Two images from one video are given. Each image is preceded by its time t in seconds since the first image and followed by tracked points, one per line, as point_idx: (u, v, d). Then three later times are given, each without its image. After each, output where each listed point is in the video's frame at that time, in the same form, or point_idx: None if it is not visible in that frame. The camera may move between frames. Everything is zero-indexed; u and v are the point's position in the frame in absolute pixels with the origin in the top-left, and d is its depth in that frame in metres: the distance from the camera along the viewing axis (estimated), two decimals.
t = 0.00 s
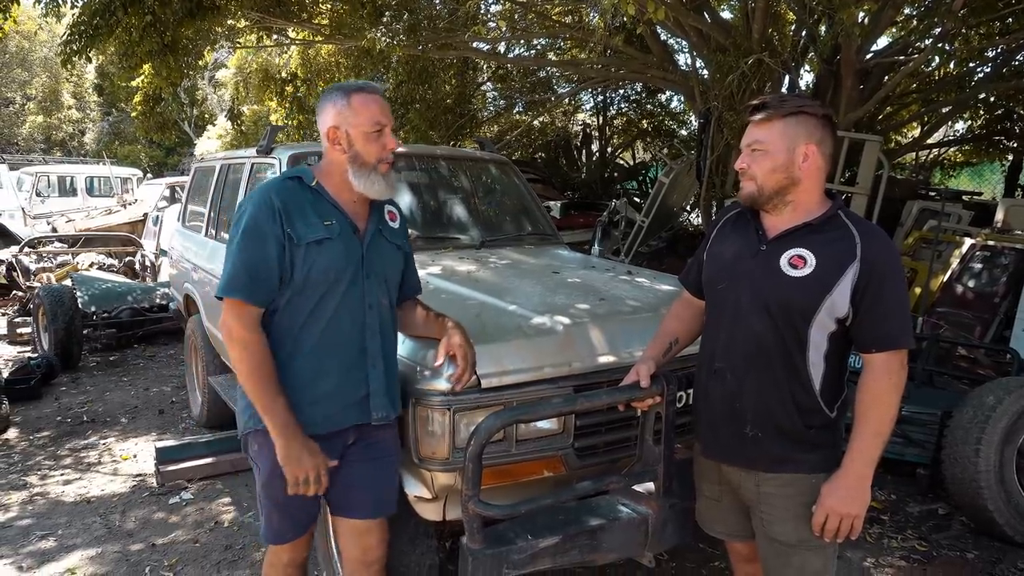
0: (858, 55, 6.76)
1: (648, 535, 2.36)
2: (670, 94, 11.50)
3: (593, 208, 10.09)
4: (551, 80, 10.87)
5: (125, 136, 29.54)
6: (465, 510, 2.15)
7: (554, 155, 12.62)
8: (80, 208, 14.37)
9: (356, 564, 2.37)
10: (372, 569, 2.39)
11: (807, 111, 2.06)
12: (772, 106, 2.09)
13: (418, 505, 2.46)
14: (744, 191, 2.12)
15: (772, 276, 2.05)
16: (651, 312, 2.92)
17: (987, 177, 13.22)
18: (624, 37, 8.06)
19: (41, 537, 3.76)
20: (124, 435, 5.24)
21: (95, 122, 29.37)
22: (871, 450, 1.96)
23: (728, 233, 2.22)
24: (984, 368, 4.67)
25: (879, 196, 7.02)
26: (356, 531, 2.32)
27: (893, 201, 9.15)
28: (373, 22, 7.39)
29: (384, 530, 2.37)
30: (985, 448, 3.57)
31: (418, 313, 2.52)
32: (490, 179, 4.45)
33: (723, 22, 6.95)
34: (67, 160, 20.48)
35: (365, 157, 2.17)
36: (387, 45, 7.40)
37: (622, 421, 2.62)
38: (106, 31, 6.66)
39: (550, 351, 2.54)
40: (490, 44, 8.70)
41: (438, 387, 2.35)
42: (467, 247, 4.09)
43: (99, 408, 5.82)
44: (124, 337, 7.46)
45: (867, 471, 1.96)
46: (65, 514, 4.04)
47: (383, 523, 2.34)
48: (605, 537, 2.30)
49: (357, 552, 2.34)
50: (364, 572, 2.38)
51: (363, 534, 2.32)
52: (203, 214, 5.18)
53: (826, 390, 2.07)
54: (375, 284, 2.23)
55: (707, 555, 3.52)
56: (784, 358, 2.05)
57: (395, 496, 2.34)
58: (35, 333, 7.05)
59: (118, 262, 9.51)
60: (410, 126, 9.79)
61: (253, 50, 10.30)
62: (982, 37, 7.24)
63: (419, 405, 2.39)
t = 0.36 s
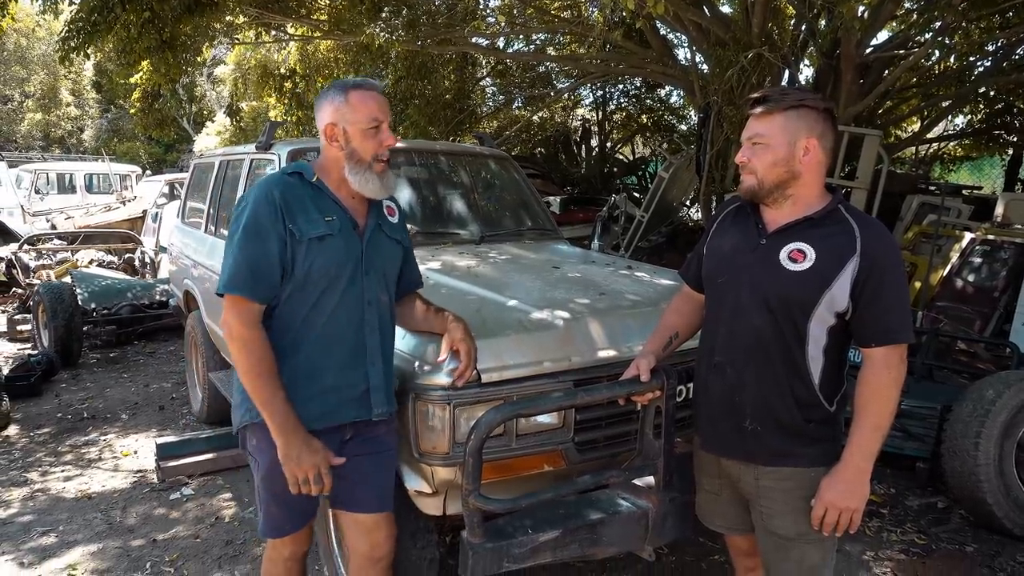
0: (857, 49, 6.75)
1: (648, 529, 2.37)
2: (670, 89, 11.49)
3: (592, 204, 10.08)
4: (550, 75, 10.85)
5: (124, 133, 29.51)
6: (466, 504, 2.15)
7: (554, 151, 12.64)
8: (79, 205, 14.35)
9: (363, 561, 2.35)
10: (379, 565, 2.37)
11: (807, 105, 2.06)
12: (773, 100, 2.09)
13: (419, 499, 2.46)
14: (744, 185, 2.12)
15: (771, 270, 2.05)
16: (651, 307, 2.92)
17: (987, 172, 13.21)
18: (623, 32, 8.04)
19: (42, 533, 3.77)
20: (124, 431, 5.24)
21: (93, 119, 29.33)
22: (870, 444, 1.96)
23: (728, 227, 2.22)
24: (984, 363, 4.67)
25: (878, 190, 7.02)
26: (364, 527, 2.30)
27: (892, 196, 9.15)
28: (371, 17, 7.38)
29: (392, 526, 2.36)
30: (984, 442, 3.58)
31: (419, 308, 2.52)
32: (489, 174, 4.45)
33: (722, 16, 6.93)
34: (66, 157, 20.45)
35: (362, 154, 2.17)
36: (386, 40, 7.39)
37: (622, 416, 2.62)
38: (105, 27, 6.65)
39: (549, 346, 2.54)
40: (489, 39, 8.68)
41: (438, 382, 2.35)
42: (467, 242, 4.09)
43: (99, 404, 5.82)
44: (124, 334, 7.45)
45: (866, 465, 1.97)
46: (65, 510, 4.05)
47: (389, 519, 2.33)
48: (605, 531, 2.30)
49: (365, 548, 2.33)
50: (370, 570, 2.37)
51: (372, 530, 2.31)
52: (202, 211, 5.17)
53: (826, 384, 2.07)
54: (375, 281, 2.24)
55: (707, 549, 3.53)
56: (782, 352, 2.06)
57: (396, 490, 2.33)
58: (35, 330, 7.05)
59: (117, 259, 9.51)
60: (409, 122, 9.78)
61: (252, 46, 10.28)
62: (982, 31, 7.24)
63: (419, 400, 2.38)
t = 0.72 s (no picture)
0: (853, 46, 6.75)
1: (644, 526, 2.37)
2: (665, 85, 11.49)
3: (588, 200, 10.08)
4: (546, 72, 10.86)
5: (118, 130, 29.42)
6: (461, 502, 2.15)
7: (550, 148, 12.70)
8: (73, 201, 14.31)
9: (356, 558, 2.33)
10: (373, 561, 2.35)
11: (803, 102, 2.06)
12: (769, 97, 2.09)
13: (415, 496, 2.46)
14: (740, 182, 2.13)
15: (767, 268, 2.05)
16: (647, 304, 2.92)
17: (981, 168, 13.25)
18: (619, 29, 8.04)
19: (37, 531, 3.76)
20: (119, 429, 5.23)
21: (87, 115, 29.19)
22: (863, 441, 1.97)
23: (724, 224, 2.22)
24: (977, 359, 4.68)
25: (873, 187, 7.03)
26: (359, 523, 2.29)
27: (887, 192, 9.17)
28: (366, 13, 7.45)
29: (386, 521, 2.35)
30: (978, 438, 3.59)
31: (413, 306, 2.52)
32: (485, 171, 4.45)
33: (718, 13, 6.93)
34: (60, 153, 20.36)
35: (332, 153, 2.16)
36: (381, 36, 7.38)
37: (618, 413, 2.63)
38: (99, 23, 6.62)
39: (545, 344, 2.55)
40: (485, 35, 8.67)
41: (434, 379, 2.36)
42: (463, 239, 4.09)
43: (94, 402, 5.80)
44: (119, 331, 7.43)
45: (860, 461, 1.98)
46: (60, 507, 4.04)
47: (383, 514, 2.33)
48: (601, 528, 2.31)
49: (360, 544, 2.31)
50: (362, 568, 2.34)
51: (367, 525, 2.30)
52: (197, 207, 5.16)
53: (820, 381, 2.08)
54: (358, 280, 2.24)
55: (702, 545, 3.54)
56: (777, 350, 2.06)
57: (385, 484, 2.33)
58: (29, 327, 7.02)
59: (112, 256, 9.48)
60: (405, 118, 9.77)
61: (246, 42, 10.25)
62: (977, 27, 7.25)
63: (414, 397, 2.38)
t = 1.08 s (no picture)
0: (852, 47, 6.75)
1: (641, 526, 2.37)
2: (665, 85, 11.35)
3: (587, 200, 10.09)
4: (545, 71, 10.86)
5: (117, 128, 29.42)
6: (460, 501, 2.15)
7: (549, 147, 12.78)
8: (72, 199, 14.29)
9: (348, 555, 2.33)
10: (364, 558, 2.36)
11: (803, 102, 2.06)
12: (769, 97, 2.08)
13: (412, 496, 2.46)
14: (740, 182, 2.13)
15: (766, 268, 2.05)
16: (646, 304, 2.92)
17: (980, 169, 13.28)
18: (618, 28, 8.03)
19: (35, 529, 3.76)
20: (117, 427, 5.23)
21: (85, 113, 29.12)
22: (862, 442, 1.97)
23: (723, 225, 2.22)
24: (975, 360, 4.69)
25: (872, 187, 7.03)
26: (346, 521, 2.29)
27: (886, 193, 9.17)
28: (366, 13, 7.41)
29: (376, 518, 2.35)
30: (975, 439, 3.59)
31: (411, 305, 2.52)
32: (484, 170, 4.45)
33: (717, 13, 6.93)
34: (59, 151, 20.33)
35: (327, 150, 2.16)
36: (380, 35, 7.37)
37: (616, 413, 2.63)
38: (98, 21, 6.61)
39: (544, 343, 2.55)
40: (484, 35, 8.66)
41: (432, 378, 2.36)
42: (461, 239, 4.08)
43: (91, 400, 5.79)
44: (117, 329, 7.42)
45: (858, 462, 1.98)
46: (58, 506, 4.04)
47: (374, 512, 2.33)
48: (598, 527, 2.31)
49: (349, 542, 2.31)
50: (356, 565, 2.35)
51: (355, 523, 2.30)
52: (195, 206, 5.15)
53: (820, 382, 2.08)
54: (350, 275, 2.23)
55: (699, 544, 3.55)
56: (776, 351, 2.06)
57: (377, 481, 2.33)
58: (27, 325, 7.01)
59: (110, 254, 9.47)
60: (404, 118, 9.77)
61: (245, 41, 10.24)
62: (975, 29, 7.26)
63: (412, 396, 2.38)
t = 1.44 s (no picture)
0: (850, 49, 6.75)
1: (638, 527, 2.38)
2: (663, 87, 11.35)
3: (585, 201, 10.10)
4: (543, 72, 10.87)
5: (114, 127, 29.39)
6: (457, 502, 2.15)
7: (547, 148, 12.77)
8: (69, 198, 14.26)
9: (350, 563, 2.34)
10: (365, 566, 2.36)
11: (803, 105, 2.07)
12: (769, 99, 2.09)
13: (410, 497, 2.46)
14: (739, 185, 2.13)
15: (765, 270, 2.05)
16: (644, 306, 2.92)
17: (976, 172, 13.33)
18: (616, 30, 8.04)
19: (30, 529, 3.75)
20: (113, 427, 5.21)
21: (83, 111, 29.03)
22: (860, 444, 1.97)
23: (722, 227, 2.23)
24: (972, 362, 4.70)
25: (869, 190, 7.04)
26: (350, 530, 2.29)
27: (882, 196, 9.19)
28: (364, 13, 7.40)
29: (379, 528, 2.34)
30: (972, 441, 3.60)
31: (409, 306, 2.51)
32: (482, 171, 4.45)
33: (715, 15, 6.94)
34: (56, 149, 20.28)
35: (304, 150, 2.15)
36: (378, 35, 7.36)
37: (614, 414, 2.63)
38: (95, 19, 6.60)
39: (541, 344, 2.55)
40: (482, 36, 8.66)
41: (429, 379, 2.36)
42: (459, 240, 4.08)
43: (88, 400, 5.78)
44: (114, 329, 7.40)
45: (856, 465, 1.98)
46: (54, 505, 4.03)
47: (378, 524, 2.32)
48: (595, 528, 2.31)
49: (351, 551, 2.31)
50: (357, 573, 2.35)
51: (358, 533, 2.30)
52: (192, 206, 5.14)
53: (818, 384, 2.08)
54: (338, 274, 2.20)
55: (696, 546, 3.55)
56: (774, 353, 2.07)
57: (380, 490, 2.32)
58: (23, 324, 6.99)
59: (107, 253, 9.45)
60: (402, 118, 9.77)
61: (244, 40, 10.23)
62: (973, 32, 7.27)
63: (410, 397, 2.38)
